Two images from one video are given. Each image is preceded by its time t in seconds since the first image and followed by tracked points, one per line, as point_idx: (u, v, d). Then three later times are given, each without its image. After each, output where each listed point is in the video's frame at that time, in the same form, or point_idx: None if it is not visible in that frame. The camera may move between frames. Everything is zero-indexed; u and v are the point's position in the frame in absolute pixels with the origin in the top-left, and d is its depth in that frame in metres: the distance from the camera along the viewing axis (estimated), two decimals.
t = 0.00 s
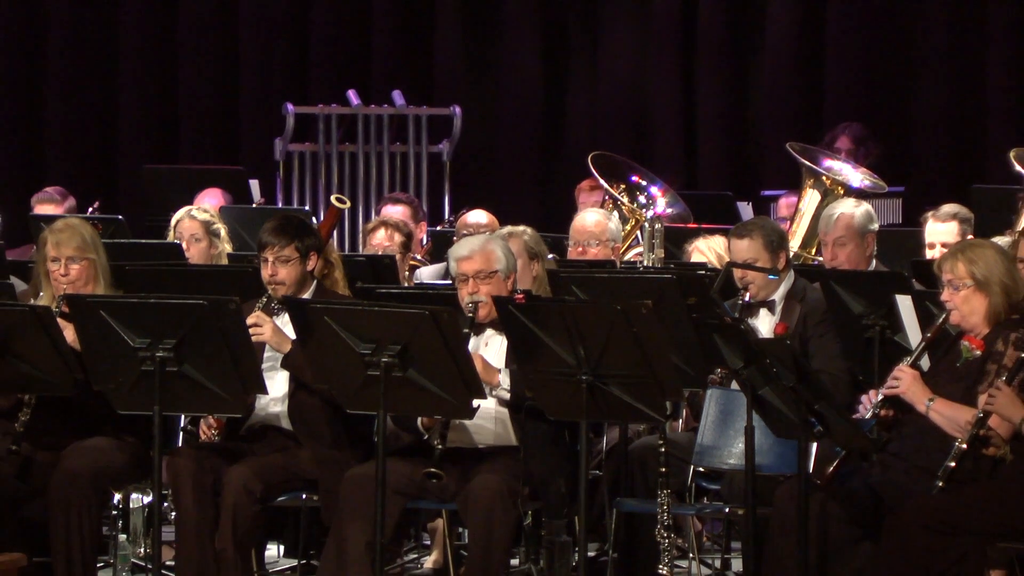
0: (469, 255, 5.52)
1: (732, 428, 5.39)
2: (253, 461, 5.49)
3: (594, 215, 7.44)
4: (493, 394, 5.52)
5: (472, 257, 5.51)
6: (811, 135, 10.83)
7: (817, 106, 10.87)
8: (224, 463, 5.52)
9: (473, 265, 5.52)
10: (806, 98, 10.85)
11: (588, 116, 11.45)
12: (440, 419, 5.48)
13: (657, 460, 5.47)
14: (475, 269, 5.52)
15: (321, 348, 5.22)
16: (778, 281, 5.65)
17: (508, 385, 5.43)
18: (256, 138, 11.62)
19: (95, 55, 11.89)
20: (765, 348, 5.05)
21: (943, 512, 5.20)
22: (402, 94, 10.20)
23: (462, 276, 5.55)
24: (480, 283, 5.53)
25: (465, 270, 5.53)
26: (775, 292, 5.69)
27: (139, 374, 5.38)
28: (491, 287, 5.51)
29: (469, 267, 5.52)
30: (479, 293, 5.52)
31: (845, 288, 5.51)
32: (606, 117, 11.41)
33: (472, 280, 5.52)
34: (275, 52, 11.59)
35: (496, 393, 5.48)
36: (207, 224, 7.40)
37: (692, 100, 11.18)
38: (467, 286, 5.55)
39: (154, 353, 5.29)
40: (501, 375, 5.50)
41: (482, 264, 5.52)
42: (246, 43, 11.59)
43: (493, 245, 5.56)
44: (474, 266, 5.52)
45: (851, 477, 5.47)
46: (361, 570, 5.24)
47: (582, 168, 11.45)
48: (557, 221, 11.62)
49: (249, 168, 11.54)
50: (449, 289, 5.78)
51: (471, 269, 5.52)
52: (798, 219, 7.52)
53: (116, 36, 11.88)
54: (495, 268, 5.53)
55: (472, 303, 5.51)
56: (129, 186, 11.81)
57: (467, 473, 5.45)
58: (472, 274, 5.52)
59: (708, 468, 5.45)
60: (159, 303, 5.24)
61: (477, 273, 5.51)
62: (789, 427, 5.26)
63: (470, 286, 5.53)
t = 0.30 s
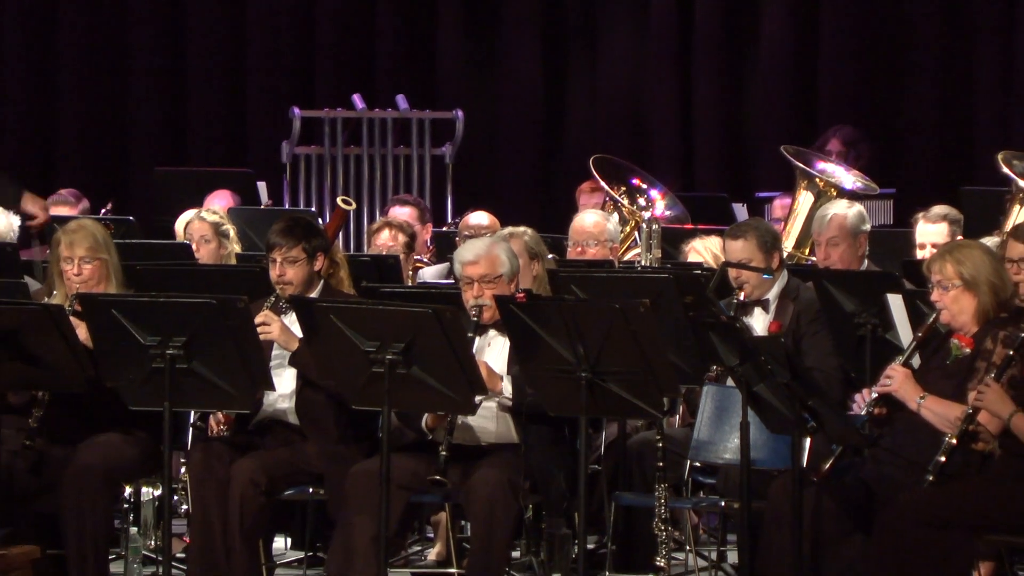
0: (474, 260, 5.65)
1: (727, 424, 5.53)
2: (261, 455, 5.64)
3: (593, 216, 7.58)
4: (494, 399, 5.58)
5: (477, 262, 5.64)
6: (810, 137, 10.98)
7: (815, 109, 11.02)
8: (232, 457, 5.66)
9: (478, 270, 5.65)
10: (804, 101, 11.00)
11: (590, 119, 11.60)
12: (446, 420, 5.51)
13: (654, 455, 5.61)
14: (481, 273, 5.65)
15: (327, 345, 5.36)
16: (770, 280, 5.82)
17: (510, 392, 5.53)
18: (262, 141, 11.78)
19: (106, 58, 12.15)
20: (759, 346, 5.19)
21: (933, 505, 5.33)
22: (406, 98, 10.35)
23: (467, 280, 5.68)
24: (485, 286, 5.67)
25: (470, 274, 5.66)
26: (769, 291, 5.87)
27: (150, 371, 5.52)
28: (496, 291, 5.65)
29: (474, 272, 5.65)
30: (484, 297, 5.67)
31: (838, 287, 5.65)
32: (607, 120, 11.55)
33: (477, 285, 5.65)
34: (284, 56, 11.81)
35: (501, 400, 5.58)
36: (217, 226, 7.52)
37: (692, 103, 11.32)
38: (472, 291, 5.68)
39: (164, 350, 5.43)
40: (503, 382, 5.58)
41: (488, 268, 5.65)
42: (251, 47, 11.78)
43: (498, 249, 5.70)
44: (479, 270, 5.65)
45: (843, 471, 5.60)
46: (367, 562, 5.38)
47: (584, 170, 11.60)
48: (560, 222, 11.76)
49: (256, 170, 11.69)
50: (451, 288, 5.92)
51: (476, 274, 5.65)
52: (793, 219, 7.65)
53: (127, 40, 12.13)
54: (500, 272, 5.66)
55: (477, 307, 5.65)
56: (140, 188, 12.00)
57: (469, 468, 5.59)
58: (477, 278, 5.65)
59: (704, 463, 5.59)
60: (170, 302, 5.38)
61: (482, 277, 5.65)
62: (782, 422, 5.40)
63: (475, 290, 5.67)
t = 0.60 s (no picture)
0: (477, 262, 5.80)
1: (722, 421, 5.67)
2: (266, 451, 5.79)
3: (590, 219, 7.71)
4: (495, 399, 5.74)
5: (480, 264, 5.79)
6: (806, 140, 11.13)
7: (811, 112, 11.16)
8: (239, 454, 5.80)
9: (481, 272, 5.81)
10: (800, 105, 11.13)
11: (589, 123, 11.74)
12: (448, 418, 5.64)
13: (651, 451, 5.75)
14: (484, 275, 5.80)
15: (332, 345, 5.50)
16: (764, 281, 5.97)
17: (510, 393, 5.67)
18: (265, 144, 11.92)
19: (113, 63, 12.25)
20: (752, 345, 5.33)
21: (922, 501, 5.47)
22: (408, 103, 10.49)
23: (470, 282, 5.83)
24: (488, 287, 5.81)
25: (473, 276, 5.81)
26: (762, 292, 6.02)
27: (159, 370, 5.66)
28: (498, 293, 5.79)
29: (477, 273, 5.80)
30: (487, 298, 5.81)
31: (829, 288, 5.79)
32: (605, 123, 11.69)
33: (480, 286, 5.81)
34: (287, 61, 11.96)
35: (501, 401, 5.73)
36: (222, 227, 7.66)
37: (689, 107, 11.46)
38: (475, 291, 5.83)
39: (172, 350, 5.56)
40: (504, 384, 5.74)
41: (491, 271, 5.80)
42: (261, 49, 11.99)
43: (501, 252, 5.84)
44: (482, 272, 5.80)
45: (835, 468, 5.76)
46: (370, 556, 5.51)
47: (583, 173, 11.74)
48: (559, 224, 11.91)
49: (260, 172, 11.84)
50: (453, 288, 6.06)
51: (479, 276, 5.80)
52: (786, 221, 7.79)
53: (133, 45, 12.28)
54: (502, 274, 5.81)
55: (479, 308, 5.80)
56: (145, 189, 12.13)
57: (469, 464, 5.73)
58: (480, 280, 5.80)
59: (699, 459, 5.73)
60: (178, 302, 5.52)
61: (485, 279, 5.80)
62: (775, 419, 5.53)
63: (478, 292, 5.82)
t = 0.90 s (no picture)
0: (476, 263, 5.95)
1: (713, 419, 5.82)
2: (269, 449, 5.93)
3: (584, 222, 7.86)
4: (491, 397, 5.88)
5: (479, 265, 5.94)
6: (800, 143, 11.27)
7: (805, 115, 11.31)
8: (242, 451, 5.94)
9: (480, 272, 5.95)
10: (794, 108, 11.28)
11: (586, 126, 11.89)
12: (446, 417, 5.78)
13: (643, 449, 5.90)
14: (482, 276, 5.95)
15: (333, 344, 5.65)
16: (754, 283, 6.08)
17: (507, 392, 5.82)
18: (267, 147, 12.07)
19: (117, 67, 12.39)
20: (742, 345, 5.48)
21: (909, 496, 5.62)
22: (408, 108, 10.63)
23: (469, 282, 5.98)
24: (487, 288, 5.96)
25: (472, 276, 5.96)
26: (753, 292, 6.13)
27: (164, 369, 5.80)
28: (496, 293, 5.93)
29: (476, 274, 5.95)
30: (485, 298, 5.96)
31: (818, 290, 5.94)
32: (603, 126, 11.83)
33: (479, 287, 5.95)
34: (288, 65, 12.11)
35: (497, 398, 5.88)
36: (225, 230, 7.80)
37: (685, 110, 11.61)
38: (474, 292, 5.98)
39: (177, 349, 5.71)
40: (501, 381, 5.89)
41: (489, 271, 5.94)
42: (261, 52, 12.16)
43: (499, 254, 5.98)
44: (481, 273, 5.95)
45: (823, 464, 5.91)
46: (370, 550, 5.65)
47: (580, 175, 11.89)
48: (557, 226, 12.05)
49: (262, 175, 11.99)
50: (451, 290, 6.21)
51: (478, 276, 5.95)
52: (776, 224, 7.94)
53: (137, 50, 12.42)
54: (501, 275, 5.95)
55: (477, 308, 5.95)
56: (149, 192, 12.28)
57: (466, 461, 5.87)
58: (479, 280, 5.95)
59: (691, 456, 5.87)
60: (182, 302, 5.66)
61: (484, 279, 5.94)
62: (764, 417, 5.68)
63: (477, 292, 5.97)
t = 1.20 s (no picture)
0: (463, 261, 6.09)
1: (694, 415, 5.97)
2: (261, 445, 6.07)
3: (569, 223, 8.00)
4: (477, 394, 6.05)
5: (466, 263, 6.08)
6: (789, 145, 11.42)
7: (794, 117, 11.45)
8: (234, 446, 6.08)
9: (467, 270, 6.09)
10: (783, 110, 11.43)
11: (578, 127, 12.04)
12: (433, 412, 5.95)
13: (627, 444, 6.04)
14: (469, 273, 6.09)
15: (323, 341, 5.80)
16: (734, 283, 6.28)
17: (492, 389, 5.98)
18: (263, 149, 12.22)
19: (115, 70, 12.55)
20: (721, 343, 5.62)
21: (885, 490, 5.75)
22: (399, 109, 10.77)
23: (456, 280, 6.12)
24: (473, 286, 6.11)
25: (459, 274, 6.10)
26: (732, 293, 6.32)
27: (158, 366, 5.95)
28: (482, 291, 6.08)
29: (463, 272, 6.09)
30: (471, 296, 6.11)
31: (797, 289, 6.08)
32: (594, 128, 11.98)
33: (466, 284, 6.10)
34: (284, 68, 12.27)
35: (483, 395, 6.04)
36: (218, 230, 7.91)
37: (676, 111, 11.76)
38: (460, 290, 6.12)
39: (171, 347, 5.85)
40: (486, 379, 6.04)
41: (476, 269, 6.08)
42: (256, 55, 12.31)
43: (486, 253, 6.12)
44: (468, 271, 6.09)
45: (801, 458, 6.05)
46: (359, 543, 5.80)
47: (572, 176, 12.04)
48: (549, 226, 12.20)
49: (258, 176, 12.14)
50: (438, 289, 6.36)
51: (465, 274, 6.09)
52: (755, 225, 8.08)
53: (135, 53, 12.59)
54: (487, 273, 6.09)
55: (463, 306, 6.10)
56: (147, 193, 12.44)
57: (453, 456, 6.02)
58: (466, 278, 6.09)
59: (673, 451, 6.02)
60: (176, 301, 5.81)
61: (471, 277, 6.08)
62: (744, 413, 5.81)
63: (463, 290, 6.11)
